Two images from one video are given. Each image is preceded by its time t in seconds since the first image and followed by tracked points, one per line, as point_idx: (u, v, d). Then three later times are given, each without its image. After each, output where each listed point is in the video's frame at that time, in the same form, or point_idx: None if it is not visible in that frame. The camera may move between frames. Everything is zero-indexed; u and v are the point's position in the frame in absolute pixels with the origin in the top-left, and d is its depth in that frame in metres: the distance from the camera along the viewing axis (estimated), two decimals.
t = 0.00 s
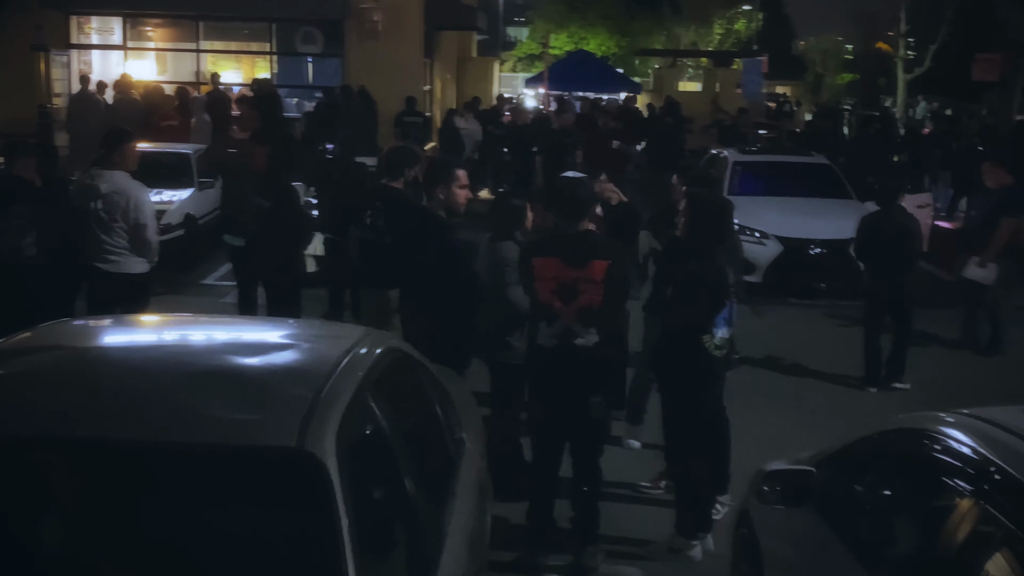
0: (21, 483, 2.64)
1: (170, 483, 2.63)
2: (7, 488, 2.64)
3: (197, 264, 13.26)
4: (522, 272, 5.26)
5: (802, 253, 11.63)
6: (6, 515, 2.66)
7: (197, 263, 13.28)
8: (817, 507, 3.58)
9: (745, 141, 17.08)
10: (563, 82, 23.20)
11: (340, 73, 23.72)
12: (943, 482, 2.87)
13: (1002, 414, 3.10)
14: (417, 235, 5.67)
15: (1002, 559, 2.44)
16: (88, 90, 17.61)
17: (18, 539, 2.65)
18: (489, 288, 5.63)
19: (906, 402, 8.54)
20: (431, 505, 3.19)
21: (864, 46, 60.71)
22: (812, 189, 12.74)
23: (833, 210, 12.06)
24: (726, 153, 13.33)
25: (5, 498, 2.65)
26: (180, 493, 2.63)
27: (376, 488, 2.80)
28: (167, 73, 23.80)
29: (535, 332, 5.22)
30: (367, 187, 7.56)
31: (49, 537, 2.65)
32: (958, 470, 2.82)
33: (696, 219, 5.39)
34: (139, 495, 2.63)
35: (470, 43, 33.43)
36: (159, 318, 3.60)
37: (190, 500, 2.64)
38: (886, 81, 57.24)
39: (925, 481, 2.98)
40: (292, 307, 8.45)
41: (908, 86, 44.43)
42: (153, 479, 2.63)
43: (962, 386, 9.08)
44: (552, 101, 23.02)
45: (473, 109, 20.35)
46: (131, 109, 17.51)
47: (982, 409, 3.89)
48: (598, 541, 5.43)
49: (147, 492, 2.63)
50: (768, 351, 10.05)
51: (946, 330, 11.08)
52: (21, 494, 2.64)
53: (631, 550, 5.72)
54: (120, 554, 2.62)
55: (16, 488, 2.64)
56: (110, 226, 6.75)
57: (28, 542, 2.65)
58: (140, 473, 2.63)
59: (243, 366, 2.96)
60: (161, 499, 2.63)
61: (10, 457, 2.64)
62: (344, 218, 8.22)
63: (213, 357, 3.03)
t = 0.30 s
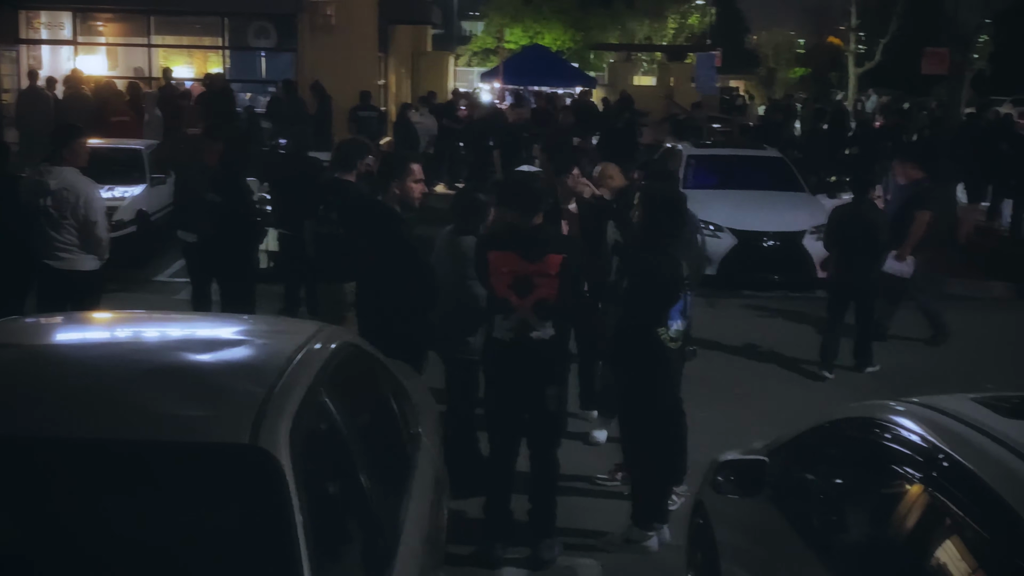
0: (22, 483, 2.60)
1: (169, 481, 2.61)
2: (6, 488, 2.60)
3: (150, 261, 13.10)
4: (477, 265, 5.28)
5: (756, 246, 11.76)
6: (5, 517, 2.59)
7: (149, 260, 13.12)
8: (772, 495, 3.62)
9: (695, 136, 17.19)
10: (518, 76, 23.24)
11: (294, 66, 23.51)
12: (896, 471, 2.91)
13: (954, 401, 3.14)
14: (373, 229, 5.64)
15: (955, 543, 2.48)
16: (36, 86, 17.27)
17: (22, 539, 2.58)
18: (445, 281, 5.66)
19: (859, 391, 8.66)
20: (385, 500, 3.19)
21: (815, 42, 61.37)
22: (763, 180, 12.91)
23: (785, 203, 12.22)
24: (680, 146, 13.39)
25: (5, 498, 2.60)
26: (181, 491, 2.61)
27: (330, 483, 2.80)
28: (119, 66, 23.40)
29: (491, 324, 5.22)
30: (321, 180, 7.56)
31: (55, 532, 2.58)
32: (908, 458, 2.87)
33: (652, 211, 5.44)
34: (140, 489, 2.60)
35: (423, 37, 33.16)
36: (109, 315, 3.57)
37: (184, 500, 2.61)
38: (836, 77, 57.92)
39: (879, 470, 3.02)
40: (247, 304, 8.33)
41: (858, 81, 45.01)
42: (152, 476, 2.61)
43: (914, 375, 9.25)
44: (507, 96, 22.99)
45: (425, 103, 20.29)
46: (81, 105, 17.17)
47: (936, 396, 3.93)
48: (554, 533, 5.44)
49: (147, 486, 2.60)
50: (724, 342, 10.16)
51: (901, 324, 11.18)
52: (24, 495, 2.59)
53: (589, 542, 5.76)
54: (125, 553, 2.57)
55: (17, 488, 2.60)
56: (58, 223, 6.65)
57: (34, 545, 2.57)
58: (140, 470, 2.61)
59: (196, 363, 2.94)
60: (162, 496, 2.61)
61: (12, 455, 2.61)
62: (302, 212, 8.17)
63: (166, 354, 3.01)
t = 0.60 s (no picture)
0: (22, 486, 2.55)
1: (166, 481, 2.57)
2: (5, 492, 2.55)
3: (104, 259, 12.92)
4: (437, 259, 5.28)
5: (714, 239, 11.85)
6: (6, 521, 2.54)
7: (103, 258, 12.94)
8: (729, 486, 3.67)
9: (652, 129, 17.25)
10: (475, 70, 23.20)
11: (249, 62, 23.39)
12: (852, 460, 2.95)
13: (908, 390, 3.18)
14: (333, 224, 5.61)
15: (910, 532, 2.52)
16: None
17: (27, 542, 2.52)
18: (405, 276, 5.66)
19: (814, 381, 8.78)
20: (344, 495, 3.19)
21: (769, 36, 61.84)
22: (721, 174, 13.01)
23: (742, 196, 12.33)
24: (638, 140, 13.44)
25: (5, 502, 2.55)
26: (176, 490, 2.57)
27: (288, 481, 2.79)
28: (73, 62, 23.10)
29: (451, 319, 5.21)
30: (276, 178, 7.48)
31: (58, 537, 2.53)
32: (863, 447, 2.90)
33: (611, 204, 5.45)
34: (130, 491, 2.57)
35: (380, 32, 33.00)
36: (64, 313, 3.53)
37: (181, 502, 2.56)
38: (791, 70, 58.44)
39: (835, 459, 3.05)
40: (203, 303, 8.31)
41: (812, 74, 45.45)
42: (149, 476, 2.57)
43: (870, 365, 9.39)
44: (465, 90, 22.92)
45: (382, 98, 20.19)
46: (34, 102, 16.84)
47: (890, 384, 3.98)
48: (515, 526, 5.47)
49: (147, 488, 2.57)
50: (684, 334, 10.29)
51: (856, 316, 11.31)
52: (21, 498, 2.55)
53: (549, 535, 5.79)
54: (121, 556, 2.53)
55: (17, 492, 2.55)
56: (12, 220, 6.54)
57: (36, 545, 2.52)
58: (136, 469, 2.58)
59: (151, 360, 2.91)
60: (160, 497, 2.57)
61: (13, 456, 2.57)
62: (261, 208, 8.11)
63: (121, 351, 2.98)
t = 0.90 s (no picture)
0: (21, 478, 2.51)
1: (146, 482, 2.52)
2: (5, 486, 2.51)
3: (62, 258, 12.74)
4: (399, 256, 5.27)
5: (674, 234, 11.92)
6: (5, 516, 2.49)
7: (61, 257, 12.76)
8: (690, 480, 3.70)
9: (613, 124, 17.33)
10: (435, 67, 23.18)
11: (206, 58, 23.21)
12: (810, 451, 2.99)
13: (865, 382, 3.23)
14: (294, 221, 5.58)
15: (869, 522, 2.56)
16: None
17: (27, 535, 2.47)
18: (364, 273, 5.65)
19: (773, 373, 8.87)
20: (306, 492, 3.18)
21: (728, 31, 62.28)
22: (681, 169, 13.08)
23: (702, 191, 12.40)
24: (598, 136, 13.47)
25: (3, 497, 2.50)
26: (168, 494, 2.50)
27: (249, 480, 2.77)
28: (27, 60, 22.71)
29: (413, 315, 5.21)
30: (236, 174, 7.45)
31: (57, 538, 2.47)
32: (821, 438, 2.94)
33: (572, 200, 5.48)
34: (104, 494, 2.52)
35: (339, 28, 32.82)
36: (21, 311, 3.50)
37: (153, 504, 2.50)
38: (749, 65, 58.89)
39: (795, 451, 3.09)
40: (163, 301, 8.24)
41: (770, 70, 45.85)
42: (123, 480, 2.52)
43: (826, 357, 9.50)
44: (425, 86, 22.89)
45: (343, 93, 20.09)
46: None
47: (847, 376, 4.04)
48: (478, 522, 5.48)
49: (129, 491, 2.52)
50: (645, 328, 10.37)
51: (809, 309, 11.42)
52: (22, 493, 2.50)
53: (513, 530, 5.81)
54: (117, 556, 2.47)
55: (16, 484, 2.51)
56: None
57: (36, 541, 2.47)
58: (116, 473, 2.53)
59: (110, 359, 2.89)
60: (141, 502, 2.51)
61: (10, 453, 2.54)
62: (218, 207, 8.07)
63: (79, 350, 2.95)
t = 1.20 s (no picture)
0: (20, 481, 2.49)
1: (117, 481, 2.49)
2: (4, 489, 2.48)
3: (22, 258, 12.54)
4: (363, 252, 5.26)
5: (638, 230, 11.99)
6: (4, 520, 2.46)
7: (21, 257, 12.56)
8: (654, 473, 3.73)
9: (576, 121, 17.36)
10: (398, 63, 23.10)
11: (166, 55, 23.00)
12: (772, 442, 3.03)
13: (827, 374, 3.26)
14: (257, 218, 5.54)
15: (832, 513, 2.59)
16: None
17: (26, 540, 2.44)
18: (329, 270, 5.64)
19: (736, 366, 8.95)
20: (271, 491, 3.17)
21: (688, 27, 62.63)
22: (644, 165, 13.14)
23: (666, 186, 12.46)
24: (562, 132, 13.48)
25: (3, 501, 2.47)
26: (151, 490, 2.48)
27: (212, 480, 2.75)
28: None
29: (378, 312, 5.21)
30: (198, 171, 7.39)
31: (58, 542, 2.44)
32: (783, 429, 2.98)
33: (536, 197, 5.48)
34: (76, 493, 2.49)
35: (300, 24, 32.61)
36: None
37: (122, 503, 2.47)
38: (710, 61, 59.31)
39: (759, 442, 3.12)
40: (124, 300, 8.15)
41: (731, 66, 46.14)
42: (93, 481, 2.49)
43: (786, 349, 9.60)
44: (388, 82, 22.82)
45: (304, 90, 19.97)
46: None
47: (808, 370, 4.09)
48: (445, 518, 5.48)
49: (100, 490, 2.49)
50: (609, 324, 10.41)
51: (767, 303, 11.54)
52: (21, 497, 2.48)
53: (479, 525, 5.82)
54: (109, 555, 2.42)
55: (16, 488, 2.48)
56: None
57: (33, 543, 2.44)
58: (87, 473, 2.50)
59: (73, 359, 2.86)
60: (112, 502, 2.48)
61: (10, 454, 2.51)
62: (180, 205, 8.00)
63: (41, 350, 2.92)
